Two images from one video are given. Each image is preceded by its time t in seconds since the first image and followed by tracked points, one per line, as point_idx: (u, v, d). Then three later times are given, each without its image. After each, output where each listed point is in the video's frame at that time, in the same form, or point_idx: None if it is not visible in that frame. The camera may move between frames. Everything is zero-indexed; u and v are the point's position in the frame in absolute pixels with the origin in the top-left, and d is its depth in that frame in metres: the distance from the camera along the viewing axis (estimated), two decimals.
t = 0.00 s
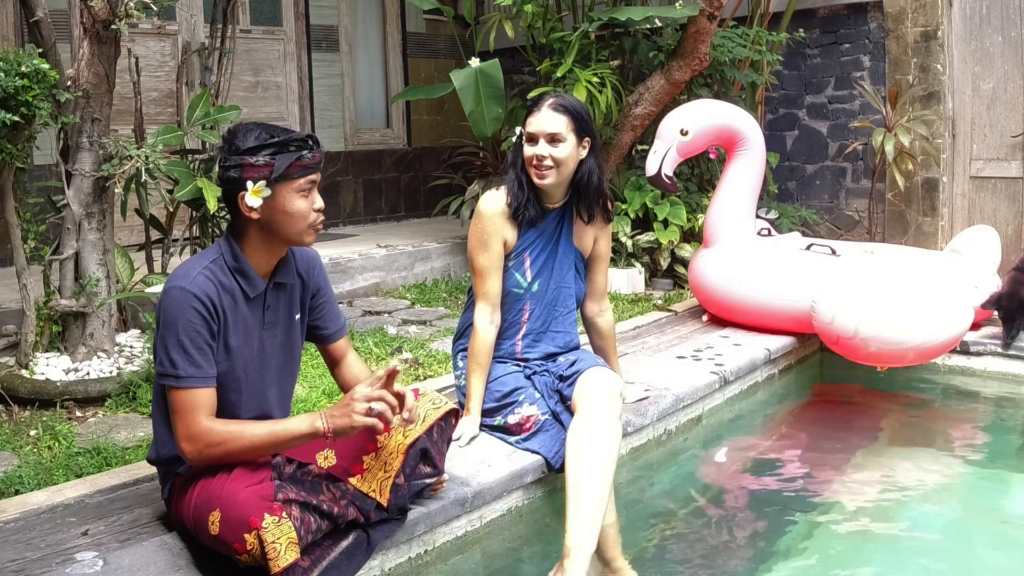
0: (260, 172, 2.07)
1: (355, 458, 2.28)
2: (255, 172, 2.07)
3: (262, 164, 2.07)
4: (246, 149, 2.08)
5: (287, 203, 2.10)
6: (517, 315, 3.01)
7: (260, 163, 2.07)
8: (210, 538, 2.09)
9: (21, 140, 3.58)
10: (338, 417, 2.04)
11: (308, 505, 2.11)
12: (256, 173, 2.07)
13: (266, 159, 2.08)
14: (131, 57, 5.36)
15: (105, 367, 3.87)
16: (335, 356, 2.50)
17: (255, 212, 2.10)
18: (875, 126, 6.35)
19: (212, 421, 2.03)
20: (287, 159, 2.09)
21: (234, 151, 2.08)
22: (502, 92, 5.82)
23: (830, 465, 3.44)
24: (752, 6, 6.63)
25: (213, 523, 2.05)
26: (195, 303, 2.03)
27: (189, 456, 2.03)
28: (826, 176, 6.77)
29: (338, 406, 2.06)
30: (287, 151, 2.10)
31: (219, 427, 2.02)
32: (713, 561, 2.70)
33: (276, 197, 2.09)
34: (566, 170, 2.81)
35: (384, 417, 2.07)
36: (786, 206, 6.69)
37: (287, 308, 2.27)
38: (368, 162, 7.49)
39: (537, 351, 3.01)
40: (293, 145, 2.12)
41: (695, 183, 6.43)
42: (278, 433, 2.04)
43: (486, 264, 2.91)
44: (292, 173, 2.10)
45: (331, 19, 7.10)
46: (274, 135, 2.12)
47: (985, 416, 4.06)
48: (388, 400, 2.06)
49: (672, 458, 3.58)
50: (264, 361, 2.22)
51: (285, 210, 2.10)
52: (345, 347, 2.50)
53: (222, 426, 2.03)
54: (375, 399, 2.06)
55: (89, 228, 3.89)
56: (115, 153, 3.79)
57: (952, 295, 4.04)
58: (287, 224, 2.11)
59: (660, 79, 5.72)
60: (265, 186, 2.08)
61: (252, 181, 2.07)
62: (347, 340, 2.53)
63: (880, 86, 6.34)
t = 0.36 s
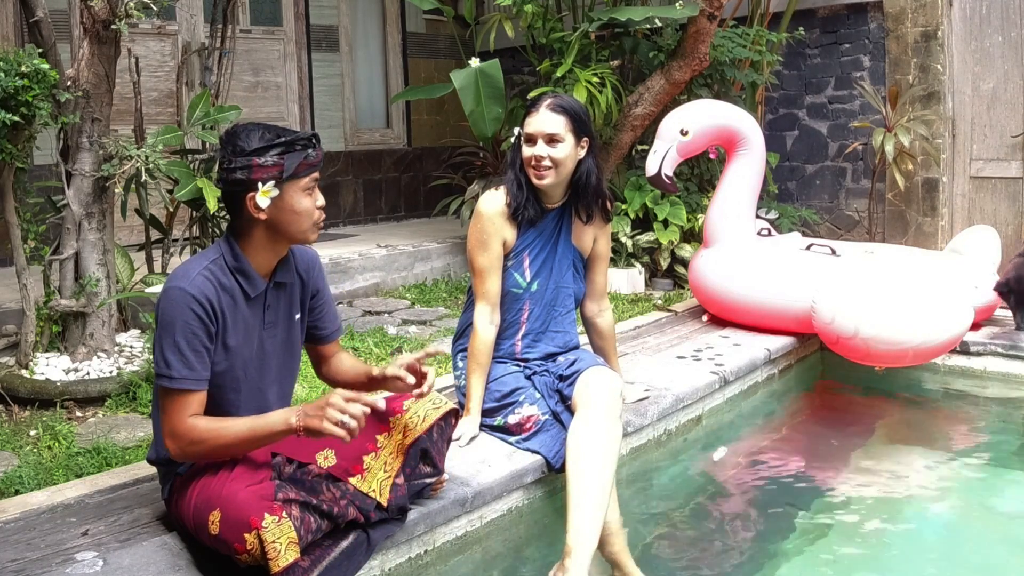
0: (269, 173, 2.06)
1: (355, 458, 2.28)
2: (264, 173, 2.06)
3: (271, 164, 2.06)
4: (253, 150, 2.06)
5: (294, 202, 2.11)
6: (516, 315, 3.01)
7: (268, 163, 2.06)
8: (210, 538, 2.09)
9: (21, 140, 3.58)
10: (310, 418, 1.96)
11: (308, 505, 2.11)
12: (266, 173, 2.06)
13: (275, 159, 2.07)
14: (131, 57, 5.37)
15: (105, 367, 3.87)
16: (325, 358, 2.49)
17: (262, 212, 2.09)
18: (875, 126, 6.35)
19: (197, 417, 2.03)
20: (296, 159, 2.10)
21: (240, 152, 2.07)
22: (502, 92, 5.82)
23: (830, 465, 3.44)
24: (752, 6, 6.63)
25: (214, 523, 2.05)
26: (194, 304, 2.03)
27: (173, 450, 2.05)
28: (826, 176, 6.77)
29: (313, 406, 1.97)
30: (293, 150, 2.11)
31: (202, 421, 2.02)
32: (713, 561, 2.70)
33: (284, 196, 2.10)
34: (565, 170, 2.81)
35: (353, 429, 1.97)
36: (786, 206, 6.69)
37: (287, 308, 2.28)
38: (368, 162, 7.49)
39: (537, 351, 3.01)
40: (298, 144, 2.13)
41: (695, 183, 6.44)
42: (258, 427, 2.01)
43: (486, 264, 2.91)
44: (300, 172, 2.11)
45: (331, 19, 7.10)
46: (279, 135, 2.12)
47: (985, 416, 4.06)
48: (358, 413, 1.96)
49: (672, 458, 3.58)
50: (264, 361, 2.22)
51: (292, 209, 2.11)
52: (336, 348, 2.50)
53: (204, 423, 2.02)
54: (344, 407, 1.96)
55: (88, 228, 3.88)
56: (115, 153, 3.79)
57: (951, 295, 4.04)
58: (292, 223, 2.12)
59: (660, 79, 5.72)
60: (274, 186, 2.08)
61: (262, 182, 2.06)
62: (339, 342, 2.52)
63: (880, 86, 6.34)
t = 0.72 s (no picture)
0: (278, 174, 2.07)
1: (355, 458, 2.28)
2: (273, 174, 2.07)
3: (279, 165, 2.07)
4: (260, 152, 2.06)
5: (300, 202, 2.12)
6: (516, 315, 3.01)
7: (276, 164, 2.07)
8: (210, 538, 2.09)
9: (21, 141, 3.58)
10: (318, 425, 2.10)
11: (308, 505, 2.12)
12: (274, 175, 2.07)
13: (282, 160, 2.08)
14: (131, 57, 5.37)
15: (105, 367, 3.87)
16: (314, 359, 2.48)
17: (270, 214, 2.10)
18: (875, 126, 6.35)
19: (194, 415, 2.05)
20: (302, 159, 2.11)
21: (246, 154, 2.06)
22: (502, 92, 5.82)
23: (830, 465, 3.44)
24: (752, 6, 6.63)
25: (213, 523, 2.05)
26: (193, 305, 2.03)
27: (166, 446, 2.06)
28: (826, 176, 6.77)
29: (323, 415, 2.11)
30: (298, 150, 2.12)
31: (199, 422, 2.04)
32: (713, 561, 2.70)
33: (291, 197, 2.10)
34: (565, 170, 2.81)
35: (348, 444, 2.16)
36: (787, 206, 6.69)
37: (286, 307, 2.28)
38: (368, 162, 7.49)
39: (537, 351, 3.01)
40: (302, 144, 2.13)
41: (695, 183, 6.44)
42: (259, 428, 2.08)
43: (486, 264, 2.91)
44: (306, 171, 2.13)
45: (331, 19, 7.10)
46: (283, 135, 2.12)
47: (985, 416, 4.06)
48: (359, 429, 2.17)
49: (672, 458, 3.58)
50: (263, 360, 2.22)
51: (297, 209, 2.12)
52: (324, 349, 2.49)
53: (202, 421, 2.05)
54: (349, 421, 2.15)
55: (89, 228, 3.89)
56: (115, 153, 3.79)
57: (952, 295, 4.04)
58: (298, 222, 2.13)
59: (660, 79, 5.72)
60: (282, 187, 2.08)
61: (270, 184, 2.07)
62: (328, 343, 2.51)
63: (880, 86, 6.34)
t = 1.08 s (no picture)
0: (278, 173, 2.07)
1: (355, 458, 2.27)
2: (273, 174, 2.07)
3: (279, 165, 2.07)
4: (260, 152, 2.06)
5: (300, 202, 2.12)
6: (515, 315, 3.01)
7: (276, 164, 2.06)
8: (210, 538, 2.09)
9: (21, 140, 3.58)
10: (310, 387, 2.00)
11: (308, 505, 2.12)
12: (275, 175, 2.07)
13: (282, 160, 2.07)
14: (131, 57, 5.37)
15: (105, 367, 3.87)
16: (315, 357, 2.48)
17: (270, 213, 2.10)
18: (875, 126, 6.35)
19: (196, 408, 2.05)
20: (302, 159, 2.11)
21: (246, 155, 2.06)
22: (502, 92, 5.82)
23: (830, 465, 3.44)
24: (752, 6, 6.63)
25: (213, 523, 2.05)
26: (193, 303, 2.03)
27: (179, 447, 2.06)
28: (826, 176, 6.77)
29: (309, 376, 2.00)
30: (298, 150, 2.12)
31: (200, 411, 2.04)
32: (713, 561, 2.70)
33: (291, 196, 2.10)
34: (565, 171, 2.82)
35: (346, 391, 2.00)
36: (787, 206, 6.69)
37: (285, 307, 2.28)
38: (368, 162, 7.49)
39: (537, 351, 3.01)
40: (302, 144, 2.13)
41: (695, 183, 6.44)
42: (258, 411, 2.03)
43: (485, 264, 2.91)
44: (306, 171, 2.13)
45: (331, 19, 7.11)
46: (283, 135, 2.11)
47: (985, 416, 4.06)
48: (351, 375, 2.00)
49: (672, 458, 3.58)
50: (263, 360, 2.23)
51: (297, 209, 2.12)
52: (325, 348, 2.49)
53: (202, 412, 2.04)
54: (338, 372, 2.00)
55: (89, 228, 3.89)
56: (115, 153, 3.79)
57: (952, 295, 4.04)
58: (299, 222, 2.13)
59: (660, 79, 5.72)
60: (282, 186, 2.08)
61: (271, 184, 2.07)
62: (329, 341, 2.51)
63: (880, 86, 6.35)
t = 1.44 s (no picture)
0: (279, 174, 2.07)
1: (355, 458, 2.27)
2: (274, 174, 2.07)
3: (280, 165, 2.07)
4: (260, 153, 2.06)
5: (301, 202, 2.12)
6: (516, 315, 3.01)
7: (276, 164, 2.07)
8: (210, 538, 2.09)
9: (21, 140, 3.58)
10: (301, 375, 1.98)
11: (307, 505, 2.12)
12: (275, 175, 2.07)
13: (282, 160, 2.08)
14: (131, 57, 5.37)
15: (105, 367, 3.87)
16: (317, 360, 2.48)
17: (271, 214, 2.10)
18: (875, 126, 6.35)
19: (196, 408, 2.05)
20: (303, 159, 2.12)
21: (247, 155, 2.06)
22: (502, 92, 5.82)
23: (829, 465, 3.44)
24: (752, 6, 6.63)
25: (213, 523, 2.05)
26: (193, 302, 2.03)
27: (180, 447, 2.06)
28: (826, 176, 6.77)
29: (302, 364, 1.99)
30: (299, 150, 2.12)
31: (199, 408, 2.04)
32: (712, 560, 2.70)
33: (292, 196, 2.10)
34: (565, 166, 2.81)
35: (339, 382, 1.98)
36: (786, 206, 6.69)
37: (286, 307, 2.28)
38: (368, 162, 7.49)
39: (537, 351, 3.01)
40: (302, 144, 2.14)
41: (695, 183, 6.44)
42: (253, 403, 2.02)
43: (485, 264, 2.91)
44: (307, 171, 2.13)
45: (331, 19, 7.10)
46: (284, 136, 2.11)
47: (985, 416, 4.06)
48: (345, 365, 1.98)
49: (672, 458, 3.58)
50: (263, 359, 2.23)
51: (298, 208, 2.12)
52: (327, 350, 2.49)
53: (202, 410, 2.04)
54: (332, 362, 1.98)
55: (88, 228, 3.89)
56: (115, 153, 3.79)
57: (952, 295, 4.04)
58: (300, 222, 2.13)
59: (660, 79, 5.72)
60: (283, 187, 2.08)
61: (272, 184, 2.07)
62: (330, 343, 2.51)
63: (880, 86, 6.34)
